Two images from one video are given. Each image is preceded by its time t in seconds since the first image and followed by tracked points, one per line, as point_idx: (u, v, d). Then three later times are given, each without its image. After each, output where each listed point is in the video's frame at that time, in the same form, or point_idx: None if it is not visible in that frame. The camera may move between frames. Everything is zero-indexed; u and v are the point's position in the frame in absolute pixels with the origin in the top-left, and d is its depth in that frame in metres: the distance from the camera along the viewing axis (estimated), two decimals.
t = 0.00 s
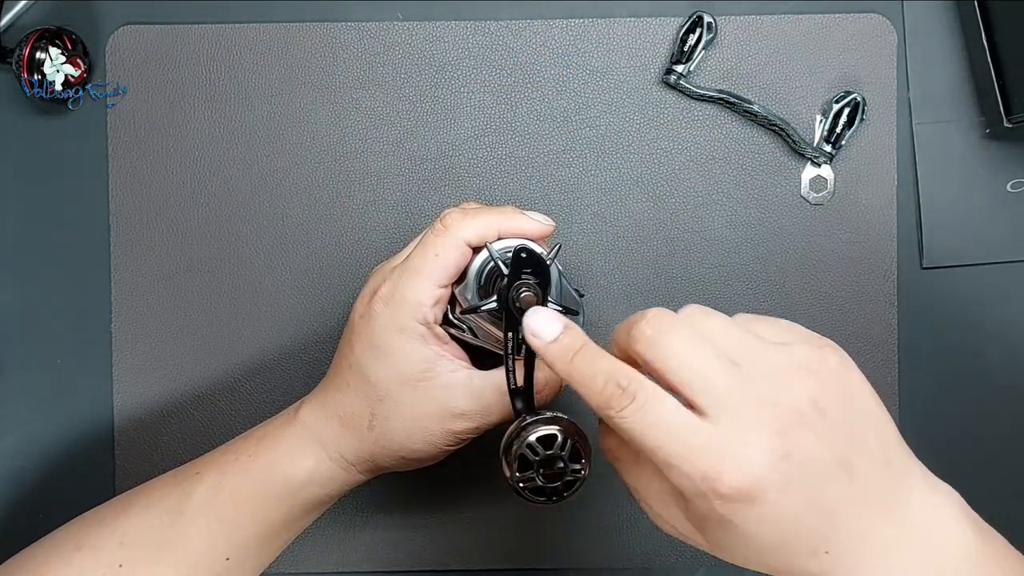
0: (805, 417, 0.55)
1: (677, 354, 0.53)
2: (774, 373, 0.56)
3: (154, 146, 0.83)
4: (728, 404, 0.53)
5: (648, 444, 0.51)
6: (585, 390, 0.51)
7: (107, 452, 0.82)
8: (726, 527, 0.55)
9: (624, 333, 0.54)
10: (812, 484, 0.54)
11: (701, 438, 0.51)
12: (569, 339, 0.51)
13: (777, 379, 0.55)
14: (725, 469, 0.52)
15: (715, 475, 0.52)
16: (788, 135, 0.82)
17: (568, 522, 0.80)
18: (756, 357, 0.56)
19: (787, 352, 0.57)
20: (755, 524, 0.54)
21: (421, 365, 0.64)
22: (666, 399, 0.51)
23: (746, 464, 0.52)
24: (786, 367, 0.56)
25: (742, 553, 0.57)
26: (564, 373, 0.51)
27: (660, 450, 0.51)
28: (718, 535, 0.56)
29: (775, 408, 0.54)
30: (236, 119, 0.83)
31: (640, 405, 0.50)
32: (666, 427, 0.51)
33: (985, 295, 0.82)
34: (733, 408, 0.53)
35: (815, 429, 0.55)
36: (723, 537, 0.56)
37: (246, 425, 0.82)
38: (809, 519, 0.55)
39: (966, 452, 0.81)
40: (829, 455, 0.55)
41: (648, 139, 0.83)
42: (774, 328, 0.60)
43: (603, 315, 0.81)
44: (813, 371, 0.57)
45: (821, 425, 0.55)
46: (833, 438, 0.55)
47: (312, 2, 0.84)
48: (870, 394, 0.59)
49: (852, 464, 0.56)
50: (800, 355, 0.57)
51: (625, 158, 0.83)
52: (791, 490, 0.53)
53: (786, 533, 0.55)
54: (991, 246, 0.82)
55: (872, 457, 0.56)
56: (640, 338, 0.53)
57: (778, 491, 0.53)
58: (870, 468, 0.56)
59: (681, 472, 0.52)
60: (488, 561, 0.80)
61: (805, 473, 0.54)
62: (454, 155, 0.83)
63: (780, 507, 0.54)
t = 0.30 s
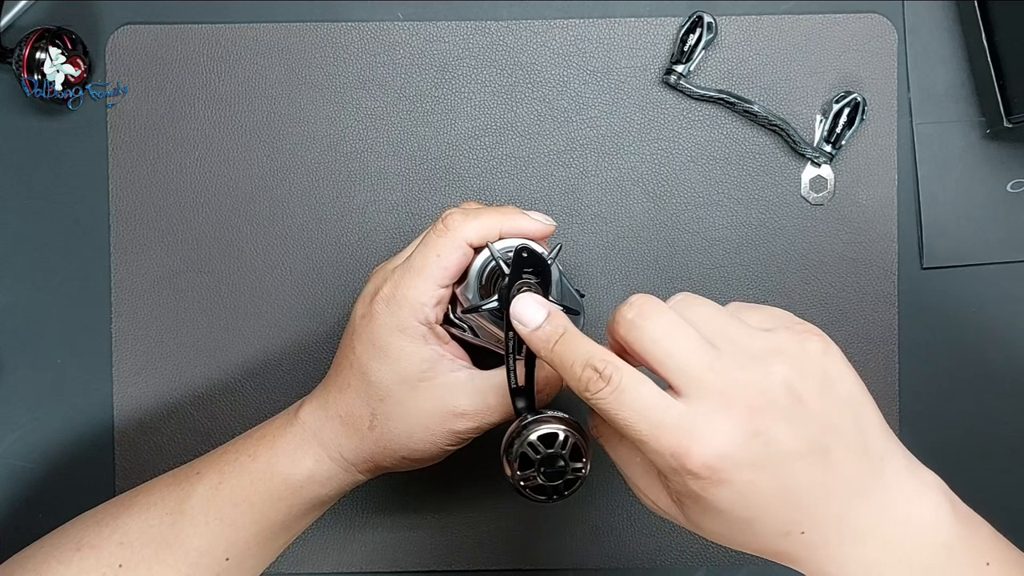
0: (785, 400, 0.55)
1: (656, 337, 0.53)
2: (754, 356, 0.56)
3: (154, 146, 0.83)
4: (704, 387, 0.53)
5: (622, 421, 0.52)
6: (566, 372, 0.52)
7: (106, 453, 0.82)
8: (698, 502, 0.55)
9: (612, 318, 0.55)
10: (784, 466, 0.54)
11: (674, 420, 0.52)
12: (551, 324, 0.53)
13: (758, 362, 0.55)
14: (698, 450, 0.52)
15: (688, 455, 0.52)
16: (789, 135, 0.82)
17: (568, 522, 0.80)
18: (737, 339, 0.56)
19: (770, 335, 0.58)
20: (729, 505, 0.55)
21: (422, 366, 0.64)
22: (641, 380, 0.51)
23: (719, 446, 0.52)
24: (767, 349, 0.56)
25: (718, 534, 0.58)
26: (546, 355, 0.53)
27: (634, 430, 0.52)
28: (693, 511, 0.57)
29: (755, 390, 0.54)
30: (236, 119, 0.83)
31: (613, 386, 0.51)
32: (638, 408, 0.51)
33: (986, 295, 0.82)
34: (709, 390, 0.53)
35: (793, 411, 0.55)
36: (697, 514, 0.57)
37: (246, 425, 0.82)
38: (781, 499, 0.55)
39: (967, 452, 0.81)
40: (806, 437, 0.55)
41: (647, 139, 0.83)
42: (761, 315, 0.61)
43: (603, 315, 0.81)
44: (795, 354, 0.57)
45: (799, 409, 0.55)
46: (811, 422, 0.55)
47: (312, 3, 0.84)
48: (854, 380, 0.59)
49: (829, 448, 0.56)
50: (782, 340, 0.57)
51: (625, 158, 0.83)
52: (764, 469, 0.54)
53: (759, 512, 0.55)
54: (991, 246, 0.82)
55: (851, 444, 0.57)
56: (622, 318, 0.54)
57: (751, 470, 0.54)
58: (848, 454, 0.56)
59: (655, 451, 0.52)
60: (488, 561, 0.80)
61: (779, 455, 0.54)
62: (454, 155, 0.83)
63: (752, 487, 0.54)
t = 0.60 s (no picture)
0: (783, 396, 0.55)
1: (654, 334, 0.53)
2: (753, 354, 0.56)
3: (154, 146, 0.83)
4: (703, 384, 0.53)
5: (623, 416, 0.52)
6: (566, 369, 0.52)
7: (106, 453, 0.82)
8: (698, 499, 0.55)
9: (611, 317, 0.55)
10: (783, 463, 0.55)
11: (675, 417, 0.51)
12: (551, 321, 0.53)
13: (757, 360, 0.55)
14: (698, 447, 0.52)
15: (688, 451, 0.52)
16: (788, 135, 0.82)
17: (568, 521, 0.80)
18: (735, 336, 0.57)
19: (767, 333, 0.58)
20: (729, 502, 0.55)
21: (421, 366, 0.64)
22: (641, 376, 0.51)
23: (718, 443, 0.53)
24: (766, 347, 0.56)
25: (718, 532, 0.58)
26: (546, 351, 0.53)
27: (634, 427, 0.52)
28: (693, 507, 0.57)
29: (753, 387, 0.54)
30: (236, 120, 0.83)
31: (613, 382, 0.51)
32: (638, 405, 0.51)
33: (986, 295, 0.82)
34: (708, 387, 0.53)
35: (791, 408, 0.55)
36: (698, 511, 0.57)
37: (246, 425, 0.82)
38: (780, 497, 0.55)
39: (967, 453, 0.81)
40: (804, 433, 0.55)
41: (647, 139, 0.83)
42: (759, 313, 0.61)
43: (603, 315, 0.81)
44: (794, 351, 0.57)
45: (798, 406, 0.55)
46: (810, 419, 0.55)
47: (312, 3, 0.84)
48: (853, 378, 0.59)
49: (828, 446, 0.56)
50: (781, 337, 0.58)
51: (625, 158, 0.83)
52: (762, 466, 0.54)
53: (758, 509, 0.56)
54: (991, 246, 0.82)
55: (849, 441, 0.57)
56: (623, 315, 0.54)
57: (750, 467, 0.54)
58: (847, 451, 0.57)
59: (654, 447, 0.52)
60: (488, 561, 0.80)
61: (778, 452, 0.54)
62: (454, 155, 0.83)
63: (752, 483, 0.54)
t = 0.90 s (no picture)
0: (822, 355, 0.52)
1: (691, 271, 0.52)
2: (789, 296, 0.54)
3: (154, 145, 0.83)
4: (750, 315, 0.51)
5: (615, 385, 0.56)
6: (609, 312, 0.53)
7: (105, 453, 0.82)
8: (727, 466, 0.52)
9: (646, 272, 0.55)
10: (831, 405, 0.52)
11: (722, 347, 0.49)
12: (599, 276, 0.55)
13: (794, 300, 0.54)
14: (749, 379, 0.49)
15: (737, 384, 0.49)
16: (789, 135, 0.82)
17: (568, 521, 0.80)
18: (770, 292, 0.54)
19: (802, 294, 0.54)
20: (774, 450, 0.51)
21: (422, 367, 0.64)
22: (676, 314, 0.50)
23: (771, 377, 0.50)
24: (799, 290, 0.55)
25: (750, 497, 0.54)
26: (599, 307, 0.54)
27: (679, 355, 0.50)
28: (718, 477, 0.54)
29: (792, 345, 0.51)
30: (236, 119, 0.83)
31: (646, 322, 0.50)
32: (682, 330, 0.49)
33: (986, 295, 0.82)
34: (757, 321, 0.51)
35: (829, 368, 0.52)
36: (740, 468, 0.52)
37: (246, 425, 0.82)
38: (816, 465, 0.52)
39: (966, 453, 0.81)
40: (838, 397, 0.52)
41: (648, 139, 0.83)
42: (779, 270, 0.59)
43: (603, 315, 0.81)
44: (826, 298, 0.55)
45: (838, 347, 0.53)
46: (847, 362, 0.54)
47: (312, 3, 0.84)
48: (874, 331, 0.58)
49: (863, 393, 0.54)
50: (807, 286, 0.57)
51: (625, 158, 0.83)
52: (798, 430, 0.51)
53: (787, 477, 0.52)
54: (991, 246, 0.82)
55: (877, 406, 0.55)
56: (658, 262, 0.53)
57: (786, 430, 0.51)
58: (876, 417, 0.54)
59: (652, 413, 0.55)
60: (488, 561, 0.80)
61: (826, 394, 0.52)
62: (454, 155, 0.83)
63: (800, 427, 0.51)
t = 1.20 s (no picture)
0: (800, 328, 0.53)
1: (666, 255, 0.54)
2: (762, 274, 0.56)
3: (154, 145, 0.83)
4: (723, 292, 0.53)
5: (599, 371, 0.56)
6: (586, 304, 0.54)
7: (105, 453, 0.82)
8: (715, 440, 0.53)
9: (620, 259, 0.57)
10: (816, 374, 0.53)
11: (701, 321, 0.50)
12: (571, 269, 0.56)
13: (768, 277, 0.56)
14: (731, 348, 0.51)
15: (719, 355, 0.50)
16: (789, 135, 0.82)
17: (568, 521, 0.80)
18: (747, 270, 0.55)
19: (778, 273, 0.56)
20: (761, 422, 0.52)
21: (422, 366, 0.64)
22: (654, 294, 0.51)
23: (753, 344, 0.51)
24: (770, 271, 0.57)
25: (739, 470, 0.55)
26: (581, 300, 0.54)
27: (660, 332, 0.51)
28: (707, 452, 0.55)
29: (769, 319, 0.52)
30: (236, 120, 0.83)
31: (625, 305, 0.51)
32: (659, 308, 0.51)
33: (986, 295, 0.82)
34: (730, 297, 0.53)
35: (808, 340, 0.53)
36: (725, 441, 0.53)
37: (246, 425, 0.82)
38: (803, 437, 0.53)
39: (967, 453, 0.81)
40: (820, 370, 0.53)
41: (648, 139, 0.83)
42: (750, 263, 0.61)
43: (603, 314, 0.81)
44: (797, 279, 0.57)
45: (814, 320, 0.55)
46: (824, 336, 0.55)
47: (312, 3, 0.84)
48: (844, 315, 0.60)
49: (845, 365, 0.55)
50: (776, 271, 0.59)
51: (625, 158, 0.83)
52: (783, 402, 0.52)
53: (775, 450, 0.53)
54: (991, 246, 0.82)
55: (861, 380, 0.56)
56: (629, 249, 0.55)
57: (769, 401, 0.52)
58: (861, 392, 0.55)
59: (635, 395, 0.55)
60: (488, 561, 0.80)
61: (809, 363, 0.53)
62: (454, 155, 0.83)
63: (787, 397, 0.52)
